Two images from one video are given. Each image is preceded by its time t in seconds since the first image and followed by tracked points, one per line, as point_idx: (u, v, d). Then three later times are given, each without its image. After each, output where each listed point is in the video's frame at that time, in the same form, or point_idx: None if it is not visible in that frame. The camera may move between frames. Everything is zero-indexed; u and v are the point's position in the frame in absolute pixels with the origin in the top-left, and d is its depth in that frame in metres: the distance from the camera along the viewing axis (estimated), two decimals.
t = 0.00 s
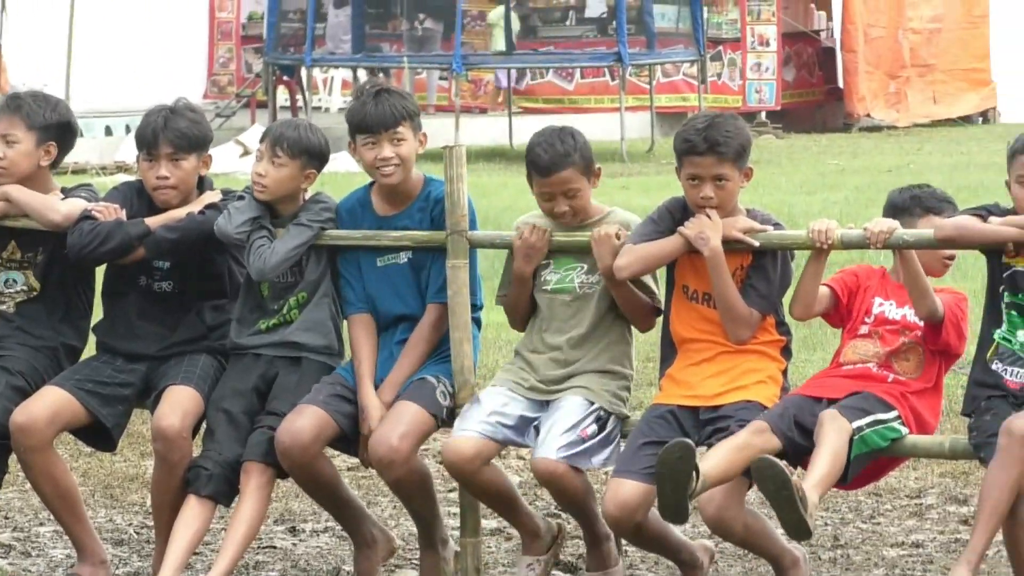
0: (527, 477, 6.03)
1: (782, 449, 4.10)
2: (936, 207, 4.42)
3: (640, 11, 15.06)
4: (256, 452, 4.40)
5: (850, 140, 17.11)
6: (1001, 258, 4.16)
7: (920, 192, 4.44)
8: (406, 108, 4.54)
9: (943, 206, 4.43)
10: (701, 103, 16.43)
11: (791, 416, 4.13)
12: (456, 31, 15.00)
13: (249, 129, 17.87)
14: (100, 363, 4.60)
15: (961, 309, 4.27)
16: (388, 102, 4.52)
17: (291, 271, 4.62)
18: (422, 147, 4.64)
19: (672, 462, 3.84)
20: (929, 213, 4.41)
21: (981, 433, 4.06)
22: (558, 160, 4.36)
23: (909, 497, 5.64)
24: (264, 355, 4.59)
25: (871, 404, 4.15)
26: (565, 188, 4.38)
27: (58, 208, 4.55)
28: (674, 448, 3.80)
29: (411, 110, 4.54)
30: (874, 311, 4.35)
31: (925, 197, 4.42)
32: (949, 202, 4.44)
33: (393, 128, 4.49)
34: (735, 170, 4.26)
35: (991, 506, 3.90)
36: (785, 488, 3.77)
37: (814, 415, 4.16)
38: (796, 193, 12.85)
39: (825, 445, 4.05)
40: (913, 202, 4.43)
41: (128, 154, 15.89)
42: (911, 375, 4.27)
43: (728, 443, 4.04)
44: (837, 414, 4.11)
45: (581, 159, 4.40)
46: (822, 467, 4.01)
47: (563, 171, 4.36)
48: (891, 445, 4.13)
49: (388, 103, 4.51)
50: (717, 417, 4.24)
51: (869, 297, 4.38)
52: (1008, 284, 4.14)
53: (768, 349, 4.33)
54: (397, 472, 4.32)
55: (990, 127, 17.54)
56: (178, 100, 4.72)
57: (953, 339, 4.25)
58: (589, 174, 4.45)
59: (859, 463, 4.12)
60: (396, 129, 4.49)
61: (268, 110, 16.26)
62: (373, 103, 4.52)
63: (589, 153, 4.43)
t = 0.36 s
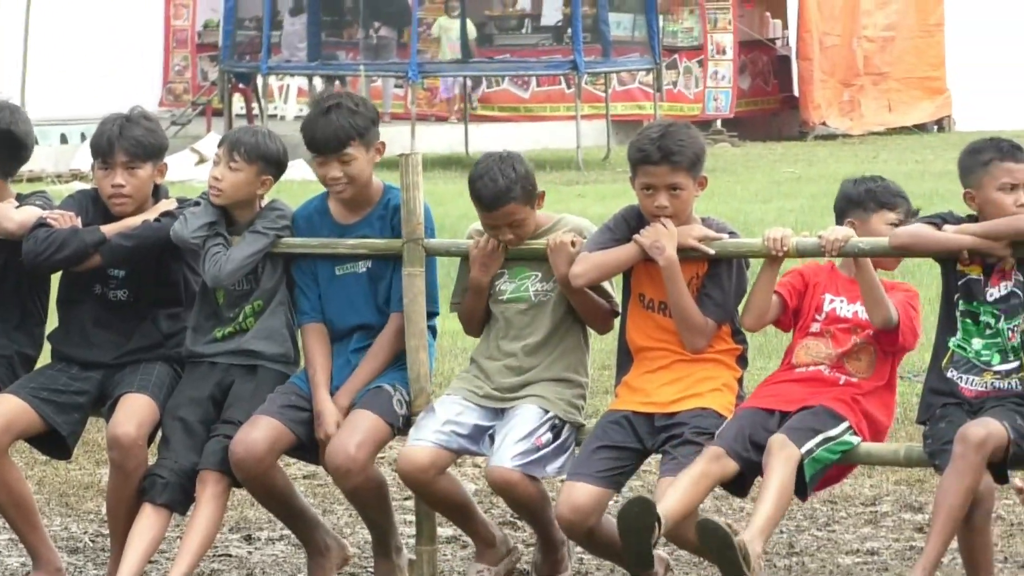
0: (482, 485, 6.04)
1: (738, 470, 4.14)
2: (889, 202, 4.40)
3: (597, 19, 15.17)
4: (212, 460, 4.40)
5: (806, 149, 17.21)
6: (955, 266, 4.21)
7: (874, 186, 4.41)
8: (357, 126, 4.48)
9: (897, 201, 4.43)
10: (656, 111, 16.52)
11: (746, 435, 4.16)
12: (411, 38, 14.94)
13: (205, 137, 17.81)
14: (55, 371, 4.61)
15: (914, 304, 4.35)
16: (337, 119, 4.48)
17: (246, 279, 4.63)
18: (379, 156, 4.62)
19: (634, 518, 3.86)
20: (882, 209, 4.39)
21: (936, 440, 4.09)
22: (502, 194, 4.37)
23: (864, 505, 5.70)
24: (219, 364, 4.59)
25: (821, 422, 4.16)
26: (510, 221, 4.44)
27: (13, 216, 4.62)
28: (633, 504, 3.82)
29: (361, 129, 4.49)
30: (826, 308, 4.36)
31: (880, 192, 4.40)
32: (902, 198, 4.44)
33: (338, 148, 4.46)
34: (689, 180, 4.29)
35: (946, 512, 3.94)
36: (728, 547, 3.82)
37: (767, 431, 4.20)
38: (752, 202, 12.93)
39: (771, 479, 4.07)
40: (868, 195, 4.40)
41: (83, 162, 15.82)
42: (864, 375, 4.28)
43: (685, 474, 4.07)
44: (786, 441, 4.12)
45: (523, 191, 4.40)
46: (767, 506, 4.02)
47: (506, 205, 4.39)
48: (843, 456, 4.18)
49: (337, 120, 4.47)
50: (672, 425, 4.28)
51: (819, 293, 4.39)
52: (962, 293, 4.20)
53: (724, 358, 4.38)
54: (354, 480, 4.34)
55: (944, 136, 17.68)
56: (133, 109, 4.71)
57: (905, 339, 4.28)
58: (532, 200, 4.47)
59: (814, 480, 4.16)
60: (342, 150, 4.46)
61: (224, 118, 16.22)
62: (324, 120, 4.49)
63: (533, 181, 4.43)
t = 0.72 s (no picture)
0: (436, 491, 6.08)
1: (688, 485, 4.18)
2: (830, 197, 4.40)
3: (550, 24, 15.04)
4: (165, 465, 4.41)
5: (759, 154, 17.32)
6: (909, 270, 4.26)
7: (816, 178, 4.40)
8: (298, 150, 4.47)
9: (839, 196, 4.42)
10: (609, 116, 16.55)
11: (696, 450, 4.20)
12: (365, 44, 14.94)
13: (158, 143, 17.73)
14: (8, 377, 4.65)
15: (859, 295, 4.39)
16: (279, 145, 4.47)
17: (200, 284, 4.64)
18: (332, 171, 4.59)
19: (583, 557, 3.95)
20: (822, 203, 4.40)
21: (889, 445, 4.14)
22: (450, 204, 4.39)
23: (818, 510, 5.77)
24: (173, 370, 4.59)
25: (767, 439, 4.19)
26: (458, 230, 4.44)
27: None
28: (580, 548, 3.93)
29: (303, 153, 4.47)
30: (768, 307, 4.40)
31: (822, 185, 4.39)
32: (844, 192, 4.42)
33: (284, 175, 4.47)
34: (641, 185, 4.34)
35: (899, 519, 3.99)
36: None
37: (717, 447, 4.24)
38: (705, 207, 13.01)
39: (718, 508, 4.08)
40: (809, 187, 4.40)
41: (36, 168, 15.74)
42: (810, 374, 4.32)
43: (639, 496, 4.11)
44: (733, 467, 4.12)
45: (472, 201, 4.42)
46: (714, 541, 4.05)
47: (455, 215, 4.41)
48: (793, 465, 4.21)
49: (279, 146, 4.47)
50: (626, 431, 4.32)
51: (761, 293, 4.43)
52: (915, 298, 4.26)
53: (678, 363, 4.42)
54: (309, 484, 4.35)
55: (896, 142, 17.81)
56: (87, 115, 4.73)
57: (849, 337, 4.31)
58: (483, 211, 4.48)
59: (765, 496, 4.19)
60: (288, 175, 4.46)
61: (177, 123, 16.17)
62: (269, 146, 4.49)
63: (483, 191, 4.45)
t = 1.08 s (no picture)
0: (400, 495, 6.10)
1: (651, 489, 4.22)
2: (774, 196, 4.44)
3: (514, 28, 15.07)
4: (128, 469, 4.41)
5: (722, 158, 17.38)
6: (871, 273, 4.32)
7: (760, 179, 4.46)
8: (264, 165, 4.46)
9: (785, 195, 4.46)
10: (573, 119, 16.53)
11: (659, 454, 4.24)
12: (327, 48, 14.93)
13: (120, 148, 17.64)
14: None
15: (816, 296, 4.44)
16: (245, 160, 4.46)
17: (162, 288, 4.65)
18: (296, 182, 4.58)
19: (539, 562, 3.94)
20: (768, 203, 4.45)
21: (852, 449, 4.18)
22: (414, 215, 4.41)
23: (781, 513, 5.82)
24: (135, 373, 4.62)
25: (726, 444, 4.22)
26: (424, 239, 4.46)
27: None
28: (538, 551, 3.93)
29: (270, 168, 4.46)
30: (723, 313, 4.45)
31: (766, 186, 4.44)
32: (790, 191, 4.46)
33: (250, 190, 4.47)
34: (603, 188, 4.37)
35: (861, 523, 4.02)
36: None
37: (679, 451, 4.27)
38: (668, 211, 13.07)
39: (679, 515, 4.10)
40: (753, 188, 4.46)
41: None
42: (768, 376, 4.37)
43: (603, 500, 4.14)
44: (691, 476, 4.16)
45: (436, 211, 4.45)
46: (672, 548, 4.06)
47: (420, 226, 4.43)
48: (753, 469, 4.25)
49: (245, 161, 4.45)
50: (589, 434, 4.35)
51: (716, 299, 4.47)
52: (877, 301, 4.31)
53: (641, 367, 4.45)
54: (279, 486, 4.36)
55: (858, 146, 17.91)
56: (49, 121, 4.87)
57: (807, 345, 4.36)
58: (448, 220, 4.51)
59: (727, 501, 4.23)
60: (255, 191, 4.47)
61: (140, 127, 16.13)
62: (235, 161, 4.48)
63: (447, 201, 4.47)
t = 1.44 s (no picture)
0: (364, 497, 6.11)
1: (615, 479, 4.24)
2: (729, 203, 4.48)
3: (478, 30, 15.11)
4: (92, 470, 4.43)
5: (685, 160, 17.43)
6: (834, 275, 4.35)
7: (714, 187, 4.51)
8: (228, 181, 4.44)
9: (738, 202, 4.49)
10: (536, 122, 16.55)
11: (624, 446, 4.26)
12: (290, 50, 14.91)
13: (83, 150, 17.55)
14: None
15: (773, 301, 4.48)
16: (209, 175, 4.45)
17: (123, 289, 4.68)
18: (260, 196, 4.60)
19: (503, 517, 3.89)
20: (721, 210, 4.49)
21: (815, 451, 4.21)
22: (375, 220, 4.43)
23: (745, 515, 5.86)
24: (97, 377, 4.66)
25: (692, 440, 4.25)
26: (384, 246, 4.48)
27: None
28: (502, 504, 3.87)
29: (234, 184, 4.45)
30: (686, 321, 4.48)
31: (720, 194, 4.49)
32: (744, 198, 4.50)
33: (214, 204, 4.50)
34: (566, 190, 4.39)
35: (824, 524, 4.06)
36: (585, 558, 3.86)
37: (644, 444, 4.30)
38: (631, 213, 13.11)
39: (641, 504, 4.12)
40: (707, 197, 4.51)
41: None
42: (731, 380, 4.40)
43: (564, 483, 4.16)
44: (658, 465, 4.18)
45: (398, 219, 4.45)
46: (635, 527, 4.08)
47: (380, 231, 4.44)
48: (718, 469, 4.28)
49: (209, 176, 4.45)
50: (553, 436, 4.36)
51: (679, 305, 4.51)
52: (841, 302, 4.35)
53: (605, 369, 4.48)
54: (238, 484, 4.36)
55: (820, 148, 17.98)
56: (15, 116, 4.92)
57: (759, 348, 4.39)
58: (411, 229, 4.52)
59: (692, 498, 4.25)
60: (218, 204, 4.50)
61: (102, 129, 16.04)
62: (201, 174, 4.48)
63: (410, 210, 4.48)
